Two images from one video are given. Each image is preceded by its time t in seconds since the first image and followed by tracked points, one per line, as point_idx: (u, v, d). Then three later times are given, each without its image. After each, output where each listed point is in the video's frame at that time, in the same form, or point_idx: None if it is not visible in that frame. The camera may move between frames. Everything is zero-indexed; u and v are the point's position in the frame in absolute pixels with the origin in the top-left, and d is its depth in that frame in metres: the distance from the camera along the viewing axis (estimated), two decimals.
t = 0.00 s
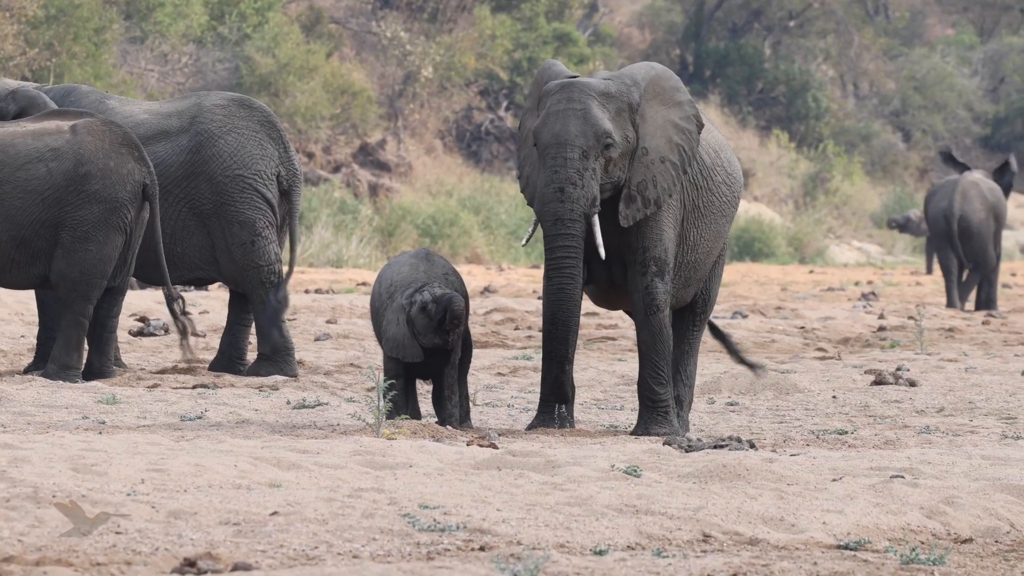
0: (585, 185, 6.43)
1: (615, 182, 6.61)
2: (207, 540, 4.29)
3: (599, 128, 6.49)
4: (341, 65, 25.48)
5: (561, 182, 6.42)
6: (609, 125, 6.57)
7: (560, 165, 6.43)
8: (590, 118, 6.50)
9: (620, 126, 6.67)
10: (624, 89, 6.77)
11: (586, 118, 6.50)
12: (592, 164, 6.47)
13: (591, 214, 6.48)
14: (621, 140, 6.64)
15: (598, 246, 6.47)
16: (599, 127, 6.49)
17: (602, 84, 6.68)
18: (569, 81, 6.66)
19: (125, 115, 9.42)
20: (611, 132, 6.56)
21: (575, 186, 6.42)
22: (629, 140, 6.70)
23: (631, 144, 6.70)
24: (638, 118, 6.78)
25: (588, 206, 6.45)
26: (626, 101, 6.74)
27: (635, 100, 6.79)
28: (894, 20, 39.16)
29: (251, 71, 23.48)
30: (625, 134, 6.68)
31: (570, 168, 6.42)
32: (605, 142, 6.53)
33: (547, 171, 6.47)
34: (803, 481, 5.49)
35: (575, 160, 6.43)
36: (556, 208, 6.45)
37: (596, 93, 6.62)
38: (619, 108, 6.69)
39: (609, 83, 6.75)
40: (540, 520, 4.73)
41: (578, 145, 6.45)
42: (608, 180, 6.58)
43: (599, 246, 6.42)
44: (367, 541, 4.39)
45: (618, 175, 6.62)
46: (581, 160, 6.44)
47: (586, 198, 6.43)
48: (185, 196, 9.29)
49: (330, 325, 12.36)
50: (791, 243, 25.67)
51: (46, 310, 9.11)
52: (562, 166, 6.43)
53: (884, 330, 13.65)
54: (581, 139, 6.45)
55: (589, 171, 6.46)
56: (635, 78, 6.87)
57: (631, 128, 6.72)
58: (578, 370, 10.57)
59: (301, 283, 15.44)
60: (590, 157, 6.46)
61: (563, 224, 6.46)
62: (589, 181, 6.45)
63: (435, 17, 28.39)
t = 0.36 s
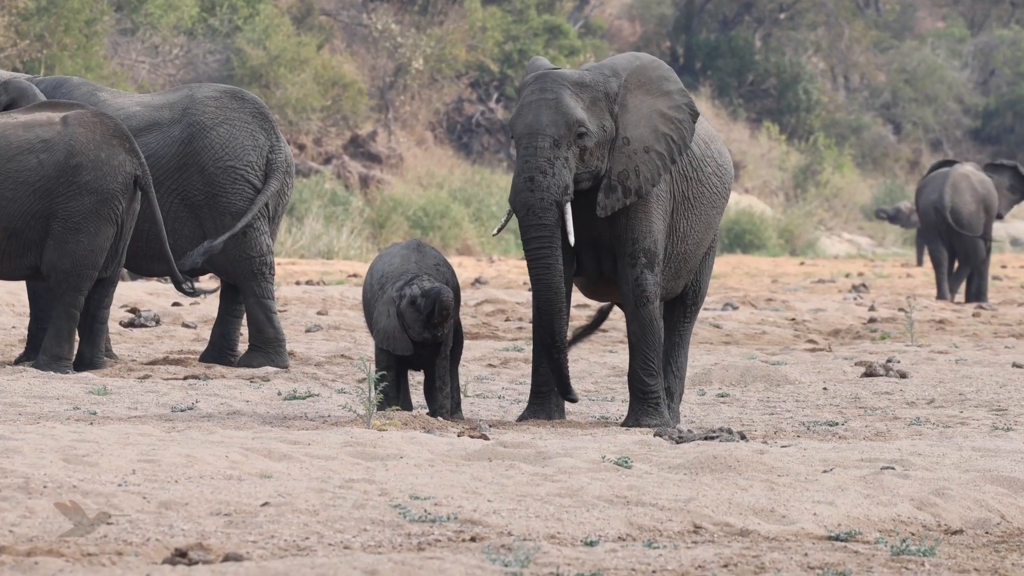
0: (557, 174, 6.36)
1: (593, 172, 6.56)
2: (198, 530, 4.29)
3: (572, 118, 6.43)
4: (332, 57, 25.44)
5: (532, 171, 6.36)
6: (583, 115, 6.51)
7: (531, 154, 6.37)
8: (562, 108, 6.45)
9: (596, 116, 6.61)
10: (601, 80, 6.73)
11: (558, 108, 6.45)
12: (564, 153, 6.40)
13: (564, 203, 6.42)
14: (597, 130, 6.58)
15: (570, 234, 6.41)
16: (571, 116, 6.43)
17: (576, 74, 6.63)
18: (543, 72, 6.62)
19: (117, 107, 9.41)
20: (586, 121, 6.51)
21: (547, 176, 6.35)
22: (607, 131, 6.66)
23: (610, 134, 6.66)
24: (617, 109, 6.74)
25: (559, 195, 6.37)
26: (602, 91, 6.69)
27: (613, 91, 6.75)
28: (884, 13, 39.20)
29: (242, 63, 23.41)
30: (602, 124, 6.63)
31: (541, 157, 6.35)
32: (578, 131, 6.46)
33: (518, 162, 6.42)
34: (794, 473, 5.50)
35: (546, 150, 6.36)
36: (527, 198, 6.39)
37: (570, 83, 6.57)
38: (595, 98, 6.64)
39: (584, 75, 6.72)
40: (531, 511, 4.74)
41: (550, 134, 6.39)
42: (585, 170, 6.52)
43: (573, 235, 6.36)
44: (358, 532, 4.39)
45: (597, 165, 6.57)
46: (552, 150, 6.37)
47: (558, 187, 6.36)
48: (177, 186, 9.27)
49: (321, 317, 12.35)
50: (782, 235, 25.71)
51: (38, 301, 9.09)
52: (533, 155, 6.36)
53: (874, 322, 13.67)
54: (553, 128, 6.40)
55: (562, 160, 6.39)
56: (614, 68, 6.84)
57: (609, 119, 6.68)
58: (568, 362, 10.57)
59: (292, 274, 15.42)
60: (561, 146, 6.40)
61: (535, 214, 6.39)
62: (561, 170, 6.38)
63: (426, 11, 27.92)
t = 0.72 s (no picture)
0: (546, 175, 6.33)
1: (589, 171, 6.55)
2: (207, 525, 4.30)
3: (564, 117, 6.39)
4: (340, 51, 25.44)
5: (522, 172, 6.32)
6: (577, 114, 6.47)
7: (522, 155, 6.33)
8: (555, 108, 6.41)
9: (592, 115, 6.57)
10: (599, 78, 6.69)
11: (551, 107, 6.41)
12: (556, 153, 6.37)
13: (552, 205, 6.39)
14: (592, 129, 6.54)
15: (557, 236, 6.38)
16: (564, 116, 6.39)
17: (572, 72, 6.59)
18: (538, 70, 6.58)
19: (127, 102, 9.42)
20: (580, 121, 6.47)
21: (538, 176, 6.32)
22: (603, 130, 6.62)
23: (606, 133, 6.63)
24: (614, 107, 6.70)
25: (548, 197, 6.34)
26: (598, 90, 6.64)
27: (612, 89, 6.71)
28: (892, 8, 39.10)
29: (249, 57, 23.40)
30: (598, 123, 6.59)
31: (532, 158, 6.31)
32: (571, 130, 6.42)
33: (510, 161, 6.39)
34: (802, 469, 5.49)
35: (537, 150, 6.32)
36: (515, 198, 6.36)
37: (564, 81, 6.52)
38: (590, 97, 6.60)
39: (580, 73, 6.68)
40: (539, 506, 4.74)
41: (542, 135, 6.35)
42: (579, 169, 6.50)
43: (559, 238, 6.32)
44: (367, 527, 4.39)
45: (592, 164, 6.55)
46: (543, 150, 6.34)
47: (547, 188, 6.34)
48: (186, 181, 9.29)
49: (329, 311, 12.36)
50: (790, 231, 25.69)
51: (47, 295, 9.11)
52: (524, 156, 6.32)
53: (882, 318, 13.65)
54: (544, 129, 6.36)
55: (553, 161, 6.35)
56: (613, 66, 6.79)
57: (606, 117, 6.64)
58: (576, 357, 10.57)
59: (300, 269, 15.43)
60: (553, 146, 6.36)
61: (523, 214, 6.36)
62: (552, 171, 6.34)
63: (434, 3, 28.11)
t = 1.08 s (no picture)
0: (552, 179, 6.28)
1: (598, 174, 6.50)
2: (225, 523, 4.32)
3: (571, 121, 6.34)
4: (359, 50, 25.49)
5: (527, 176, 6.28)
6: (584, 118, 6.42)
7: (526, 158, 6.28)
8: (561, 111, 6.35)
9: (599, 118, 6.51)
10: (607, 81, 6.63)
11: (558, 111, 6.36)
12: (562, 157, 6.32)
13: (556, 209, 6.34)
14: (599, 132, 6.49)
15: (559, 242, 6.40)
16: (570, 120, 6.34)
17: (579, 75, 6.52)
18: (545, 73, 6.52)
19: (146, 99, 9.45)
20: (587, 124, 6.43)
21: (543, 181, 6.27)
22: (611, 133, 6.57)
23: (614, 136, 6.58)
24: (623, 110, 6.66)
25: (551, 202, 6.30)
26: (606, 92, 6.58)
27: (620, 91, 6.66)
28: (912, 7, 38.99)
29: (269, 55, 23.46)
30: (606, 126, 6.53)
31: (537, 162, 6.27)
32: (576, 134, 6.37)
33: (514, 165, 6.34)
34: (821, 468, 5.49)
35: (543, 155, 6.27)
36: (519, 202, 6.33)
37: (572, 85, 6.46)
38: (597, 100, 6.54)
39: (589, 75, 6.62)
40: (558, 505, 4.74)
41: (548, 138, 6.30)
42: (587, 173, 6.46)
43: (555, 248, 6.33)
44: (385, 525, 4.41)
45: (600, 167, 6.51)
46: (548, 154, 6.28)
47: (552, 193, 6.30)
48: (205, 179, 9.32)
49: (348, 309, 12.39)
50: (808, 230, 25.63)
51: (65, 293, 9.13)
52: (529, 160, 6.28)
53: (902, 317, 13.61)
54: (550, 133, 6.31)
55: (559, 166, 6.31)
56: (623, 67, 6.74)
57: (614, 120, 6.60)
58: (594, 356, 10.57)
59: (318, 267, 15.46)
60: (558, 150, 6.31)
61: (526, 219, 6.33)
62: (557, 176, 6.30)
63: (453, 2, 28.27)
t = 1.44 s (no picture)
0: (555, 181, 6.31)
1: (603, 174, 6.51)
2: (242, 520, 4.34)
3: (574, 122, 6.35)
4: (377, 48, 25.51)
5: (530, 177, 6.31)
6: (588, 119, 6.42)
7: (530, 159, 6.31)
8: (565, 112, 6.37)
9: (604, 119, 6.51)
10: (614, 81, 6.62)
11: (561, 112, 6.37)
12: (565, 159, 6.34)
13: (560, 210, 6.37)
14: (603, 133, 6.49)
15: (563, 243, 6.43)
16: (573, 121, 6.35)
17: (584, 76, 6.52)
18: (551, 73, 6.53)
19: (164, 96, 9.50)
20: (591, 125, 6.43)
21: (546, 182, 6.30)
22: (616, 133, 6.56)
23: (619, 137, 6.58)
24: (629, 111, 6.64)
25: (554, 203, 6.33)
26: (611, 93, 6.57)
27: (626, 92, 6.64)
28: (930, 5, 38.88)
29: (286, 53, 23.52)
30: (611, 127, 6.53)
31: (541, 163, 6.29)
32: (580, 136, 6.38)
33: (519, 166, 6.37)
34: (838, 466, 5.49)
35: (546, 156, 6.30)
36: (522, 203, 6.37)
37: (576, 86, 6.46)
38: (602, 101, 6.53)
39: (594, 76, 6.61)
40: (574, 503, 4.75)
41: (551, 140, 6.32)
42: (591, 173, 6.47)
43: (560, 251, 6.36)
44: (402, 523, 4.42)
45: (605, 167, 6.51)
46: (551, 156, 6.31)
47: (555, 195, 6.33)
48: (221, 177, 9.36)
49: (365, 307, 12.41)
50: (826, 228, 25.57)
51: (83, 290, 9.19)
52: (532, 161, 6.31)
53: (918, 316, 13.57)
54: (552, 134, 6.33)
55: (562, 167, 6.33)
56: (629, 68, 6.71)
57: (619, 120, 6.59)
58: (611, 354, 10.58)
59: (335, 265, 15.48)
60: (562, 152, 6.33)
61: (529, 220, 6.36)
62: (560, 177, 6.32)
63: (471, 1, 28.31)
